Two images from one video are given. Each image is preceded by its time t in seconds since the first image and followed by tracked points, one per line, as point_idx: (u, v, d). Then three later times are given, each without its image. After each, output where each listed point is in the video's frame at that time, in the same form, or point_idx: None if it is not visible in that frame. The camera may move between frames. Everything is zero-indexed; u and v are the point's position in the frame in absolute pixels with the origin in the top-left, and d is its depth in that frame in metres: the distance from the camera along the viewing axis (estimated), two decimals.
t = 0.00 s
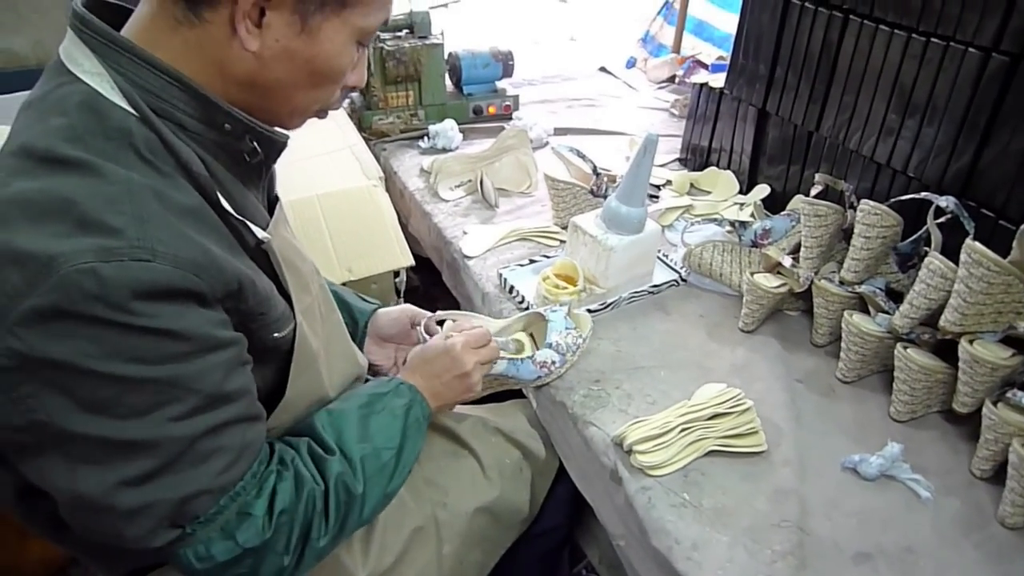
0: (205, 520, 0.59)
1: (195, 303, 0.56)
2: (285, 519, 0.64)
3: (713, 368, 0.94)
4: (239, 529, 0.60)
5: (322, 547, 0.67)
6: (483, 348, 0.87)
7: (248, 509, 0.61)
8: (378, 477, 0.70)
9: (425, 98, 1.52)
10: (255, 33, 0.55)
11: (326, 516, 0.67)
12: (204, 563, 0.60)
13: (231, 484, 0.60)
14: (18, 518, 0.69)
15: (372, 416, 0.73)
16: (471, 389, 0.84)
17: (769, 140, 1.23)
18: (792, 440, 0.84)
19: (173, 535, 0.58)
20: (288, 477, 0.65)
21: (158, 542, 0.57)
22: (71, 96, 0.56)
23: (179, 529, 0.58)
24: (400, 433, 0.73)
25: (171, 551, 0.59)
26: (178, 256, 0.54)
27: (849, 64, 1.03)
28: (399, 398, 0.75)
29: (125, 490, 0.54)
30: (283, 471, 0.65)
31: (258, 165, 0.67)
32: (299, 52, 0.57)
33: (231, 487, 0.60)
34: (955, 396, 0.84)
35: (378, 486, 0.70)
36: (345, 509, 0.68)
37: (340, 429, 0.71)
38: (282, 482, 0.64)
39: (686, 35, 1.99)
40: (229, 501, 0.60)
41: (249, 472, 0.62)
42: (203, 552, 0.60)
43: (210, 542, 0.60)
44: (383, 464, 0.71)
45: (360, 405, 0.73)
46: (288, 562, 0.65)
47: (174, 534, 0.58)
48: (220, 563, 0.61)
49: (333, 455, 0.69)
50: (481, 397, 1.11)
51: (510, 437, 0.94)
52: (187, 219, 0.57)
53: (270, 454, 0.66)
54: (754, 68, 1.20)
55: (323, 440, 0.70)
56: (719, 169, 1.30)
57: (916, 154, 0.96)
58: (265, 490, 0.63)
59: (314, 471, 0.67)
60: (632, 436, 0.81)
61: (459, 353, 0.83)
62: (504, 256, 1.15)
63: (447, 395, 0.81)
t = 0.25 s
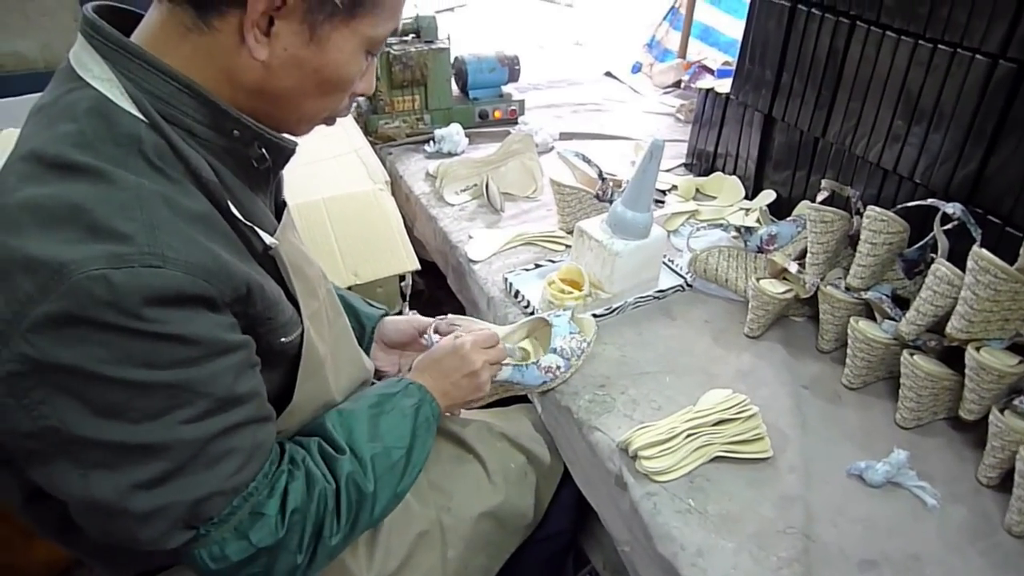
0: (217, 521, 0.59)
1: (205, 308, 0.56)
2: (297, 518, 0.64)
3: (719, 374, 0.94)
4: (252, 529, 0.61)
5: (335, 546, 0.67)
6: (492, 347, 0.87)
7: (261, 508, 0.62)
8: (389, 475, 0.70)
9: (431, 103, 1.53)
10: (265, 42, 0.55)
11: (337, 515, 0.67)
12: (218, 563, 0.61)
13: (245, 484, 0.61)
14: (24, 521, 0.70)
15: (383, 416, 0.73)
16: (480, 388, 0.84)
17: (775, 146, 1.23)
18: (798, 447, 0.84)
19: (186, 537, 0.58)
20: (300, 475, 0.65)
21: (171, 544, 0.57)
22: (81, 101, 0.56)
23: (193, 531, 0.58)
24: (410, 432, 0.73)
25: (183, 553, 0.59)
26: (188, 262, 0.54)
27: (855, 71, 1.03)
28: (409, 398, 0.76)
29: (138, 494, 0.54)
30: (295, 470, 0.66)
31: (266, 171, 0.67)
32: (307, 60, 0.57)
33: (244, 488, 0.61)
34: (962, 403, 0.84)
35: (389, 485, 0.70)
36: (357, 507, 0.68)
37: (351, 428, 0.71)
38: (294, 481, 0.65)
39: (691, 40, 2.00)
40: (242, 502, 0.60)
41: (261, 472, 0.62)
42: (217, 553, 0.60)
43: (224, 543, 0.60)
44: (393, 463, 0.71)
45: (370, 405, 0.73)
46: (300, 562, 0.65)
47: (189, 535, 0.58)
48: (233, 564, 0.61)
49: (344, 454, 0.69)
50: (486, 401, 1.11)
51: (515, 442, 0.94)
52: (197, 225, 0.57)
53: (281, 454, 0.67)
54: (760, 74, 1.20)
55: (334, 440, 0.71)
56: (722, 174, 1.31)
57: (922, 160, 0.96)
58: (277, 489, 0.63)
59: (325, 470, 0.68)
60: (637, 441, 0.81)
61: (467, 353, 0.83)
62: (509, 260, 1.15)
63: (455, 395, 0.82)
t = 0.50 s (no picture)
0: (218, 526, 0.59)
1: (208, 311, 0.56)
2: (298, 523, 0.64)
3: (724, 378, 0.93)
4: (251, 535, 0.61)
5: (337, 550, 0.67)
6: (483, 344, 0.88)
7: (260, 514, 0.61)
8: (388, 478, 0.70)
9: (436, 105, 1.53)
10: (271, 45, 0.55)
11: (338, 519, 0.67)
12: (218, 568, 0.61)
13: (245, 489, 0.60)
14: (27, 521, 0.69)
15: (381, 418, 0.73)
16: (474, 385, 0.84)
17: (781, 150, 1.22)
18: (803, 452, 0.83)
19: (185, 542, 0.58)
20: (300, 481, 0.65)
21: (172, 548, 0.57)
22: (86, 102, 0.56)
23: (192, 536, 0.58)
24: (409, 435, 0.73)
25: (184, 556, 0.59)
26: (192, 265, 0.54)
27: (862, 75, 1.03)
28: (407, 400, 0.76)
29: (139, 498, 0.54)
30: (295, 475, 0.65)
31: (272, 173, 0.67)
32: (314, 63, 0.57)
33: (244, 493, 0.61)
34: (968, 409, 0.84)
35: (389, 488, 0.70)
36: (357, 511, 0.68)
37: (350, 432, 0.71)
38: (294, 487, 0.65)
39: (697, 44, 1.99)
40: (242, 507, 0.60)
41: (262, 477, 0.62)
42: (216, 559, 0.60)
43: (223, 548, 0.60)
44: (392, 466, 0.71)
45: (368, 407, 0.73)
46: (301, 566, 0.65)
47: (189, 540, 0.58)
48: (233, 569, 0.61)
49: (343, 458, 0.69)
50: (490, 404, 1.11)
51: (519, 446, 0.93)
52: (202, 228, 0.57)
53: (281, 459, 0.67)
54: (767, 77, 1.20)
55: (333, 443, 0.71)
56: (728, 178, 1.31)
57: (929, 165, 0.95)
58: (277, 495, 0.63)
59: (325, 474, 0.68)
60: (642, 445, 0.81)
61: (456, 350, 0.84)
62: (514, 263, 1.15)
63: (451, 394, 0.82)
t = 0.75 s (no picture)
0: (224, 522, 0.59)
1: (211, 309, 0.56)
2: (304, 518, 0.64)
3: (728, 375, 0.93)
4: (259, 530, 0.61)
5: (343, 546, 0.67)
6: (493, 345, 0.88)
7: (268, 509, 0.62)
8: (395, 475, 0.70)
9: (439, 102, 1.53)
10: (273, 43, 0.55)
11: (344, 515, 0.67)
12: (225, 564, 0.61)
13: (250, 485, 0.60)
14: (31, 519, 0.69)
15: (388, 415, 0.73)
16: (483, 385, 0.84)
17: (786, 146, 1.22)
18: (807, 449, 0.83)
19: (193, 538, 0.58)
20: (308, 476, 0.65)
21: (178, 545, 0.57)
22: (87, 100, 0.56)
23: (199, 532, 0.58)
24: (416, 432, 0.73)
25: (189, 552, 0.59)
26: (195, 263, 0.54)
27: (867, 71, 1.02)
28: (414, 397, 0.76)
29: (145, 496, 0.54)
30: (303, 470, 0.65)
31: (274, 170, 0.67)
32: (315, 62, 0.57)
33: (251, 488, 0.61)
34: (974, 406, 0.83)
35: (395, 486, 0.70)
36: (364, 507, 0.68)
37: (357, 428, 0.71)
38: (301, 482, 0.64)
39: (701, 39, 1.99)
40: (249, 503, 0.60)
41: (268, 472, 0.62)
42: (224, 554, 0.60)
43: (231, 544, 0.60)
44: (400, 463, 0.71)
45: (375, 405, 0.73)
46: (307, 561, 0.65)
47: (195, 536, 0.58)
48: (242, 564, 0.61)
49: (351, 454, 0.69)
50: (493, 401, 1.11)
51: (523, 443, 0.93)
52: (204, 225, 0.57)
53: (287, 454, 0.67)
54: (771, 73, 1.19)
55: (340, 439, 0.71)
56: (732, 174, 1.31)
57: (935, 161, 0.95)
58: (284, 490, 0.63)
59: (332, 470, 0.68)
60: (646, 443, 0.81)
61: (466, 349, 0.84)
62: (517, 260, 1.15)
63: (459, 392, 0.82)
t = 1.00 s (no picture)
0: (231, 521, 0.59)
1: (212, 310, 0.56)
2: (309, 515, 0.64)
3: (728, 372, 0.93)
4: (265, 527, 0.61)
5: (350, 542, 0.67)
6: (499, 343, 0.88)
7: (273, 506, 0.62)
8: (401, 472, 0.70)
9: (438, 99, 1.52)
10: (273, 45, 0.55)
11: (350, 511, 0.67)
12: (232, 562, 0.61)
13: (254, 484, 0.60)
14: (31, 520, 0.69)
15: (393, 412, 0.72)
16: (488, 382, 0.84)
17: (786, 142, 1.21)
18: (808, 447, 0.83)
19: (201, 537, 0.58)
20: (312, 473, 0.65)
21: (184, 545, 0.57)
22: (84, 100, 0.56)
23: (206, 531, 0.58)
24: (421, 428, 0.73)
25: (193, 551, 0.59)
26: (196, 264, 0.54)
27: (868, 66, 1.02)
28: (419, 394, 0.75)
29: (150, 496, 0.54)
30: (307, 467, 0.65)
31: (273, 170, 0.67)
32: (314, 65, 0.56)
33: (256, 487, 0.61)
34: (975, 402, 0.83)
35: (401, 483, 0.70)
36: (370, 504, 0.68)
37: (362, 425, 0.71)
38: (306, 479, 0.64)
39: (701, 36, 1.98)
40: (255, 501, 0.60)
41: (273, 470, 0.62)
42: (231, 553, 0.60)
43: (238, 542, 0.60)
44: (404, 460, 0.70)
45: (381, 401, 0.73)
46: (313, 558, 0.65)
47: (202, 536, 0.58)
48: (248, 562, 0.61)
49: (356, 451, 0.69)
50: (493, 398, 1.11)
51: (524, 441, 0.93)
52: (203, 226, 0.56)
53: (292, 451, 0.67)
54: (771, 69, 1.19)
55: (345, 436, 0.70)
56: (732, 171, 1.30)
57: (935, 157, 0.94)
58: (289, 488, 0.63)
59: (337, 467, 0.68)
60: (646, 441, 0.81)
61: (472, 346, 0.84)
62: (517, 258, 1.15)
63: (464, 390, 0.82)
